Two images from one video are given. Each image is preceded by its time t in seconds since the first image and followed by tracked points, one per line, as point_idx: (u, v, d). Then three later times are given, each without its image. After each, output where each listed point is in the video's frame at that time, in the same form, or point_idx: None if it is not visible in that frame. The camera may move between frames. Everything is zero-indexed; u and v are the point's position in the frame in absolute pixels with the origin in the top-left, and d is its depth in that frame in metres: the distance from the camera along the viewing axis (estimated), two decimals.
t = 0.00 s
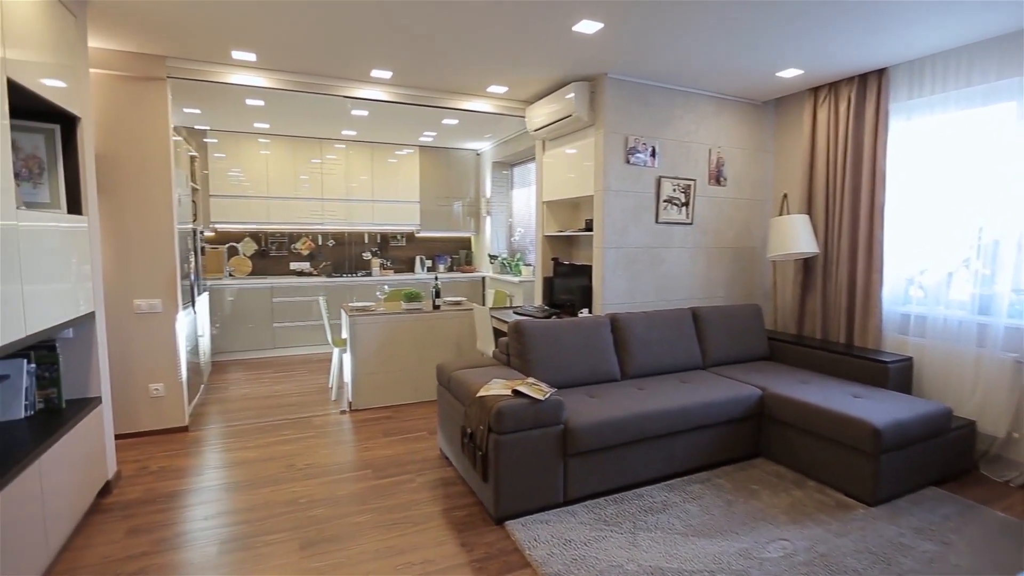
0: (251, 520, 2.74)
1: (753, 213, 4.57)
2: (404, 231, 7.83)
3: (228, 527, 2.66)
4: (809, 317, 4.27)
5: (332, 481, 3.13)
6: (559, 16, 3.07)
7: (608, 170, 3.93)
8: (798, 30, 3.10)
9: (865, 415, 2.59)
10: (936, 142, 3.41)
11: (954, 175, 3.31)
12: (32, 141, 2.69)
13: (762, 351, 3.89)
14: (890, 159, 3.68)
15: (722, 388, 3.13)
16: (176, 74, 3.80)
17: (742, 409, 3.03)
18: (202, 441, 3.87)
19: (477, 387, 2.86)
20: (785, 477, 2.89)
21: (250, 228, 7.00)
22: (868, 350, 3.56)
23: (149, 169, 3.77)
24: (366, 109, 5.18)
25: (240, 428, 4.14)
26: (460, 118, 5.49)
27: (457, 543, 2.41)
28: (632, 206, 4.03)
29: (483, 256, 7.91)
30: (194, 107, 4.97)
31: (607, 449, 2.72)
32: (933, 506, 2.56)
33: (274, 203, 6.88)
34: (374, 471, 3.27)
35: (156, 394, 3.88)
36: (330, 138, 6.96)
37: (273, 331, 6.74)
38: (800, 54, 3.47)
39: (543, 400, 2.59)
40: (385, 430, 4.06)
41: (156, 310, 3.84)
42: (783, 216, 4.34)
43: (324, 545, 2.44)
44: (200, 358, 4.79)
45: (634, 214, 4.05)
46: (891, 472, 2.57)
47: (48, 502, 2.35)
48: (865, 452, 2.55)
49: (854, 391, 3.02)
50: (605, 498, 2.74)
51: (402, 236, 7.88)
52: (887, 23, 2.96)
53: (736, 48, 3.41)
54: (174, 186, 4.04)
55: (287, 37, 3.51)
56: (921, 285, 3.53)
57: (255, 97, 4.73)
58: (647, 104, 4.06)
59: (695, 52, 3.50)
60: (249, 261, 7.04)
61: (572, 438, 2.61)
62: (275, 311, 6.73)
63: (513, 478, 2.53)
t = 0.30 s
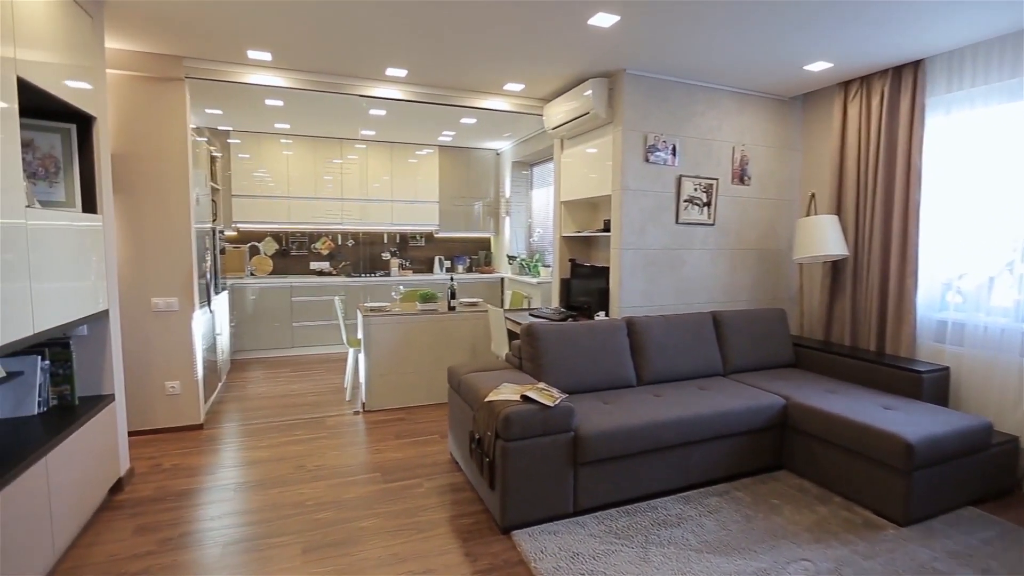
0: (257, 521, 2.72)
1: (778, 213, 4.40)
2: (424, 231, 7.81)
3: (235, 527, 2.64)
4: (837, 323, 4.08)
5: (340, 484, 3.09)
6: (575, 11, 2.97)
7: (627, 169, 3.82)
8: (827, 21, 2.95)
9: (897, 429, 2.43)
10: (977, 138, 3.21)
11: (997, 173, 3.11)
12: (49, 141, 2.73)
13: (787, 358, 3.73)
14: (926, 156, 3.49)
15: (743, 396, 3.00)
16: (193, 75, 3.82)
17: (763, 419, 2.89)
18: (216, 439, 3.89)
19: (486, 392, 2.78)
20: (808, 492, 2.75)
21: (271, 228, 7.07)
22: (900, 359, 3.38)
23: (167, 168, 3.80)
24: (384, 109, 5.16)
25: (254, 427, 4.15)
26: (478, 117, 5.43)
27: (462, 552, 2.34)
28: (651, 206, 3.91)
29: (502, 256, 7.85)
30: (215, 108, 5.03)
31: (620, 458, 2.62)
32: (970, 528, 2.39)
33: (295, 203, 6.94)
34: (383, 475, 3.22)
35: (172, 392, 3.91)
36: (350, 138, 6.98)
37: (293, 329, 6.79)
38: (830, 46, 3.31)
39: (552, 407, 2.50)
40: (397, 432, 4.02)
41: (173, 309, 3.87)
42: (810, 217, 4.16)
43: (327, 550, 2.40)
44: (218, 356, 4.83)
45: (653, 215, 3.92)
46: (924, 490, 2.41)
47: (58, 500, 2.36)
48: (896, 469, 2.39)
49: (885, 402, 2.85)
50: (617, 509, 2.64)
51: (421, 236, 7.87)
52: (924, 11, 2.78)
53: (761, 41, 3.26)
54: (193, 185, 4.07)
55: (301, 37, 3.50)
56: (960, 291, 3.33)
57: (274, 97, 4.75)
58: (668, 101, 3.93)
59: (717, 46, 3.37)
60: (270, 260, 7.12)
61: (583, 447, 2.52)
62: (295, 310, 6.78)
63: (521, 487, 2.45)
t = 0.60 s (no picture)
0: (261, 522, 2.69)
1: (801, 214, 4.24)
2: (440, 231, 7.78)
3: (237, 529, 2.62)
4: (863, 328, 3.92)
5: (345, 486, 3.06)
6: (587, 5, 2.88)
7: (642, 168, 3.71)
8: (855, 12, 2.80)
9: (927, 443, 2.28)
10: (1016, 134, 3.02)
11: None
12: (59, 139, 2.73)
13: (809, 364, 3.58)
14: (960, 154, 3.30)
15: (761, 404, 2.87)
16: (207, 74, 3.82)
17: (782, 428, 2.77)
18: (226, 438, 3.88)
19: (492, 395, 2.71)
20: (830, 507, 2.62)
21: (288, 227, 7.12)
22: (931, 367, 3.21)
23: (180, 167, 3.81)
24: (398, 108, 5.13)
25: (265, 425, 4.15)
26: (493, 116, 5.37)
27: (464, 561, 2.27)
28: (667, 205, 3.79)
29: (518, 256, 7.77)
30: (232, 108, 5.06)
31: (631, 467, 2.52)
32: (1006, 550, 2.24)
33: (312, 203, 6.97)
34: (389, 477, 3.17)
35: (184, 389, 3.93)
36: (367, 138, 6.98)
37: (308, 328, 6.82)
38: (858, 38, 3.15)
39: (559, 413, 2.41)
40: (407, 434, 3.97)
41: (186, 307, 3.89)
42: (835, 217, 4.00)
43: (328, 555, 2.36)
44: (232, 354, 4.86)
45: (669, 215, 3.81)
46: (955, 509, 2.26)
47: (62, 499, 2.36)
48: (925, 485, 2.25)
49: (914, 414, 2.70)
50: (626, 520, 2.55)
51: (438, 236, 7.83)
52: None
53: (784, 33, 3.12)
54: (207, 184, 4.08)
55: (312, 35, 3.48)
56: (996, 296, 3.14)
57: (289, 97, 4.76)
58: (686, 97, 3.81)
59: (737, 40, 3.24)
60: (288, 259, 7.17)
61: (591, 455, 2.43)
62: (310, 309, 6.81)
63: (526, 495, 2.37)
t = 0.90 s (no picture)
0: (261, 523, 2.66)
1: (825, 213, 4.06)
2: (456, 231, 7.74)
3: (237, 529, 2.59)
4: (891, 333, 3.73)
5: (348, 488, 3.01)
6: None
7: (656, 165, 3.59)
8: None
9: (957, 458, 2.13)
10: None
11: None
12: (67, 137, 2.76)
13: (832, 370, 3.42)
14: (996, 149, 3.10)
15: (778, 412, 2.73)
16: (219, 74, 3.83)
17: (800, 438, 2.63)
18: (235, 436, 3.88)
19: (495, 399, 2.64)
20: (851, 522, 2.47)
21: (305, 227, 7.16)
22: (963, 375, 3.02)
23: (191, 167, 3.82)
24: (412, 106, 5.09)
25: (274, 424, 4.15)
26: (507, 114, 5.29)
27: (462, 571, 2.20)
28: (682, 204, 3.67)
29: (535, 256, 7.68)
30: (248, 108, 5.08)
31: (638, 476, 2.42)
32: None
33: (328, 202, 6.99)
34: (392, 480, 3.12)
35: (195, 387, 3.94)
36: (383, 138, 6.98)
37: (324, 327, 6.84)
38: (886, 28, 2.98)
39: (562, 418, 2.32)
40: (415, 435, 3.92)
41: (196, 305, 3.90)
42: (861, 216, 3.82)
43: (325, 560, 2.31)
44: (245, 352, 4.88)
45: (684, 214, 3.68)
46: (988, 529, 2.10)
47: (62, 497, 2.36)
48: (955, 503, 2.10)
49: (943, 425, 2.53)
50: (633, 531, 2.44)
51: (454, 236, 7.78)
52: None
53: (805, 24, 2.97)
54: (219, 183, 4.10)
55: (320, 34, 3.45)
56: None
57: (302, 96, 4.75)
58: (703, 92, 3.68)
59: (756, 32, 3.10)
60: (305, 259, 7.21)
61: (595, 463, 2.33)
62: (326, 308, 6.83)
63: (527, 503, 2.28)
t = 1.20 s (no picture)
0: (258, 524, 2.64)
1: (843, 212, 3.92)
2: (468, 231, 7.70)
3: (232, 530, 2.57)
4: (912, 337, 3.58)
5: (347, 490, 2.98)
6: None
7: (665, 163, 3.49)
8: None
9: (981, 471, 2.00)
10: None
11: None
12: (70, 136, 2.78)
13: (848, 376, 3.29)
14: None
15: (790, 419, 2.62)
16: (226, 74, 3.83)
17: (812, 446, 2.51)
18: (240, 434, 3.89)
19: (494, 401, 2.57)
20: (866, 536, 2.35)
21: (317, 227, 7.19)
22: (989, 382, 2.87)
23: (199, 167, 3.84)
24: (421, 105, 5.06)
25: (280, 423, 4.14)
26: (517, 112, 5.23)
27: None
28: (692, 203, 3.56)
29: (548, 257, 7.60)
30: (259, 108, 5.10)
31: (641, 484, 2.33)
32: None
33: (340, 202, 7.00)
34: (392, 482, 3.08)
35: (202, 385, 3.96)
36: (396, 138, 6.97)
37: (335, 327, 6.86)
38: (907, 18, 2.84)
39: (560, 423, 2.25)
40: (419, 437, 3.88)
41: (203, 304, 3.92)
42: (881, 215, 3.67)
43: (318, 563, 2.28)
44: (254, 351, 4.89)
45: (694, 213, 3.57)
46: (1014, 547, 1.98)
47: (61, 494, 2.37)
48: (977, 519, 1.98)
49: (967, 435, 2.40)
50: (634, 541, 2.35)
51: (465, 236, 7.74)
52: None
53: (820, 15, 2.85)
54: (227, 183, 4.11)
55: (324, 32, 3.42)
56: None
57: (311, 96, 4.74)
58: (714, 87, 3.57)
59: (769, 24, 2.98)
60: (317, 258, 7.24)
61: (595, 469, 2.25)
62: (337, 308, 6.84)
63: (523, 509, 2.22)
